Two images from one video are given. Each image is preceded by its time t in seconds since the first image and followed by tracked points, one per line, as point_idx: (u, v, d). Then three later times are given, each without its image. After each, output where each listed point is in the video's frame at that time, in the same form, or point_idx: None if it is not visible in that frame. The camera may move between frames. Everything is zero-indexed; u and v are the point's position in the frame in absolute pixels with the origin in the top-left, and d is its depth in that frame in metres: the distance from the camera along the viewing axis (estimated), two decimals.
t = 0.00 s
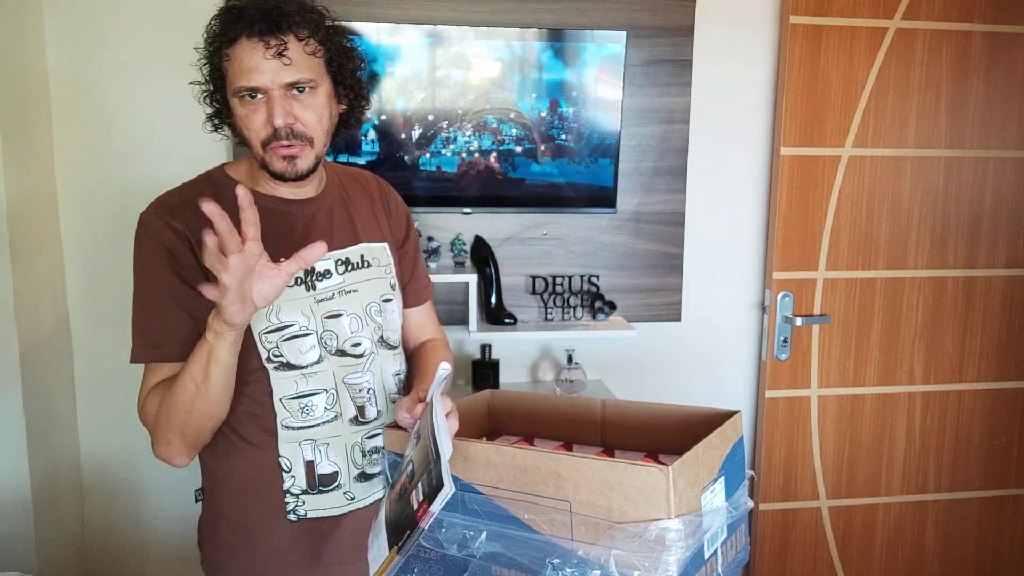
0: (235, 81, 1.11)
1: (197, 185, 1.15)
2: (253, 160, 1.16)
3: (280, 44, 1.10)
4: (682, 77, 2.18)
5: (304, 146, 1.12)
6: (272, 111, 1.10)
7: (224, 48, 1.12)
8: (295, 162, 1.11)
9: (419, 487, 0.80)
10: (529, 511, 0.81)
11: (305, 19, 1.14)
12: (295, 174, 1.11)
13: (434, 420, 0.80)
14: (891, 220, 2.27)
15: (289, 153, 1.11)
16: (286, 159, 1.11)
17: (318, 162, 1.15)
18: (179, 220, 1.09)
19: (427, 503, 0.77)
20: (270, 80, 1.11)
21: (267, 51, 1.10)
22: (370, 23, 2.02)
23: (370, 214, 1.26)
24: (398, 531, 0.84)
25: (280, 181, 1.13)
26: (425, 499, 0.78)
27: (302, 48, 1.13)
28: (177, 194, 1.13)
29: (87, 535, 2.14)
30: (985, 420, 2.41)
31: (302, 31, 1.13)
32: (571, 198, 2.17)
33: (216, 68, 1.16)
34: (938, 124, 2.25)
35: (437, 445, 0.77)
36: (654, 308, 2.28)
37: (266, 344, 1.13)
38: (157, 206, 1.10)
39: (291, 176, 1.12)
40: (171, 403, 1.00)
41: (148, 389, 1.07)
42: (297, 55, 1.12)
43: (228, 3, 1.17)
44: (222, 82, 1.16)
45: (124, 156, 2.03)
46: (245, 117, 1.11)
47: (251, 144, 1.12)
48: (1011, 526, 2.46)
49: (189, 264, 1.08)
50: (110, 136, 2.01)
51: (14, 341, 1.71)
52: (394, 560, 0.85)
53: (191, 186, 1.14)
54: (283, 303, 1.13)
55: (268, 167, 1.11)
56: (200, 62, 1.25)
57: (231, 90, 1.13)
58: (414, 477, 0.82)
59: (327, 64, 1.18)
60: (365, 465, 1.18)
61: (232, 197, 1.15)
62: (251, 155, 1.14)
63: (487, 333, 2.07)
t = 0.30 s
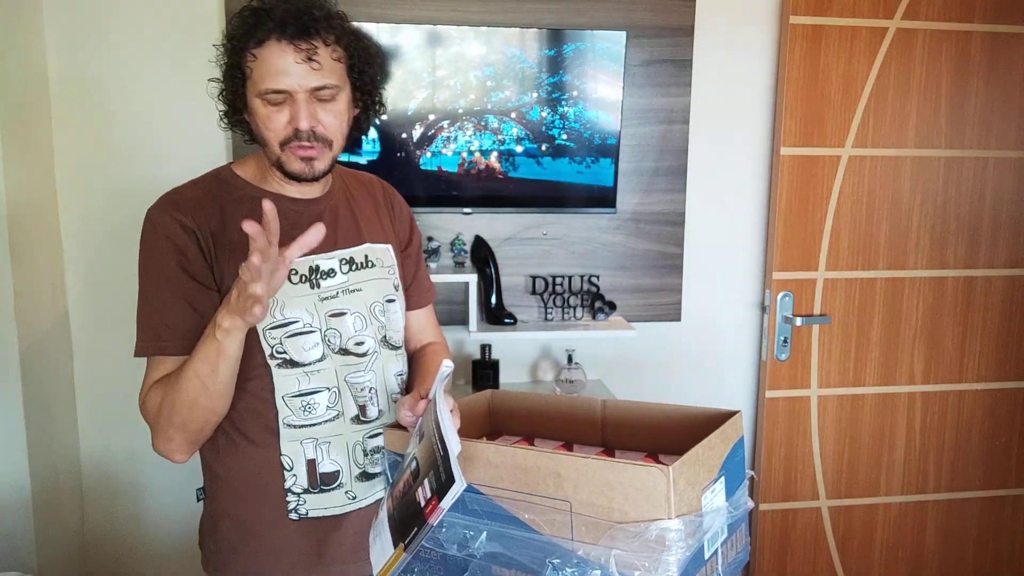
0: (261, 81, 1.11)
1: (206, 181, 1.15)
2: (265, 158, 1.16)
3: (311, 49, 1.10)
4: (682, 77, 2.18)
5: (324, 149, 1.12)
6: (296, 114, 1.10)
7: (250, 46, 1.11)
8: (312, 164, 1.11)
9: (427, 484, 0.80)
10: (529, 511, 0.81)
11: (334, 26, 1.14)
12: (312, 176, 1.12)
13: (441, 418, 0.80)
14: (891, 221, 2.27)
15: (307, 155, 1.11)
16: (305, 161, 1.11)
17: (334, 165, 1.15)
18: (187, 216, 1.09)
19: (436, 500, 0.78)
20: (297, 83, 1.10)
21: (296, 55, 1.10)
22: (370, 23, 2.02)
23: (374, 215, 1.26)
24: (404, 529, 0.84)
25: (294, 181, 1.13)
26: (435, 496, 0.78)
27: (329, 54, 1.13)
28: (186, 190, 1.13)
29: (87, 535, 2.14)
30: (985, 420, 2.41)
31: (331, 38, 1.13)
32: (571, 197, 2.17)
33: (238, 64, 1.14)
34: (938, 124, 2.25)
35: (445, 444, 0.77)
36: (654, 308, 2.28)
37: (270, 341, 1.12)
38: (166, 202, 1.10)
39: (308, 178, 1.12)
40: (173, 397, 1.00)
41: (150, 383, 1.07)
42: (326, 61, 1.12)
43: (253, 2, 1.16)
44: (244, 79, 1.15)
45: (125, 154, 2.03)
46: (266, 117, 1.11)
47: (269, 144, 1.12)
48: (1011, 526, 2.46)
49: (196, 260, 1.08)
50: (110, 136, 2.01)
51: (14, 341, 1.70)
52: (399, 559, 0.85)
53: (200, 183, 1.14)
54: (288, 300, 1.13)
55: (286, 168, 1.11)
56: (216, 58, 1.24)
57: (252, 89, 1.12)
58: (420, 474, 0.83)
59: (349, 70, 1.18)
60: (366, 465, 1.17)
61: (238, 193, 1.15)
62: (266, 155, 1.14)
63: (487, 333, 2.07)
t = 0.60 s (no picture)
0: (278, 86, 1.11)
1: (208, 182, 1.15)
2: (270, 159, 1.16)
3: (330, 56, 1.10)
4: (682, 77, 2.18)
5: (338, 155, 1.14)
6: (313, 121, 1.11)
7: (266, 48, 1.10)
8: (326, 171, 1.13)
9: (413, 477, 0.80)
10: (528, 511, 0.81)
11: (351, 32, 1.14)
12: (324, 183, 1.13)
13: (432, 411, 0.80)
14: (891, 221, 2.27)
15: (321, 163, 1.12)
16: (319, 169, 1.12)
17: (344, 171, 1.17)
18: (184, 217, 1.09)
19: (419, 492, 0.77)
20: (315, 90, 1.11)
21: (316, 61, 1.10)
22: (371, 23, 2.02)
23: (374, 218, 1.26)
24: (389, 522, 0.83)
25: (304, 186, 1.14)
26: (418, 488, 0.77)
27: (347, 61, 1.13)
28: (187, 189, 1.13)
29: (87, 535, 2.14)
30: (985, 420, 2.41)
31: (349, 45, 1.13)
32: (571, 197, 2.17)
33: (251, 66, 1.12)
34: (938, 124, 2.25)
35: (432, 434, 0.77)
36: (654, 308, 2.28)
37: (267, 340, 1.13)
38: (166, 201, 1.10)
39: (320, 184, 1.13)
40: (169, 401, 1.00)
41: (140, 386, 1.07)
42: (344, 68, 1.12)
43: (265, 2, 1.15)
44: (256, 81, 1.13)
45: (124, 154, 2.03)
46: (281, 122, 1.12)
47: (282, 148, 1.12)
48: (1011, 526, 2.46)
49: (189, 262, 1.08)
50: (110, 135, 2.01)
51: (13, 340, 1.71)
52: (383, 555, 0.83)
53: (202, 182, 1.14)
54: (286, 300, 1.13)
55: (298, 173, 1.12)
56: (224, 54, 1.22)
57: (267, 92, 1.12)
58: (409, 467, 0.83)
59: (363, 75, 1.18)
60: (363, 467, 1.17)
61: (238, 194, 1.14)
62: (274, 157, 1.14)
63: (487, 333, 2.06)
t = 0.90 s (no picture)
0: (262, 72, 1.12)
1: (205, 186, 1.14)
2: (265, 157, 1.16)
3: (312, 41, 1.12)
4: (682, 77, 2.18)
5: (319, 144, 1.13)
6: (294, 106, 1.11)
7: (253, 37, 1.13)
8: (308, 159, 1.12)
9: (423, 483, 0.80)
10: (528, 511, 0.81)
11: (337, 23, 1.16)
12: (306, 173, 1.12)
13: (436, 416, 0.80)
14: (891, 221, 2.27)
15: (303, 151, 1.12)
16: (300, 156, 1.11)
17: (330, 162, 1.16)
18: (182, 221, 1.08)
19: (431, 497, 0.77)
20: (297, 75, 1.12)
21: (298, 47, 1.11)
22: (371, 23, 2.02)
23: (372, 215, 1.27)
24: (399, 528, 0.83)
25: (290, 177, 1.14)
26: (429, 493, 0.78)
27: (332, 49, 1.15)
28: (184, 193, 1.12)
29: (87, 535, 2.14)
30: (985, 419, 2.41)
31: (333, 34, 1.15)
32: (571, 197, 2.17)
33: (241, 57, 1.16)
34: (938, 124, 2.25)
35: (440, 440, 0.77)
36: (654, 308, 2.28)
37: (265, 342, 1.13)
38: (163, 204, 1.10)
39: (303, 175, 1.12)
40: (175, 406, 1.01)
41: (145, 394, 1.08)
42: (327, 55, 1.13)
43: None
44: (246, 70, 1.16)
45: (124, 154, 2.03)
46: (264, 108, 1.13)
47: (266, 136, 1.13)
48: (1011, 526, 2.46)
49: (189, 265, 1.07)
50: (110, 135, 2.01)
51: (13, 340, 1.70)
52: (397, 559, 0.84)
53: (199, 186, 1.14)
54: (284, 301, 1.13)
55: (280, 162, 1.12)
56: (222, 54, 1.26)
57: (253, 80, 1.14)
58: (416, 473, 0.83)
59: (351, 67, 1.19)
60: (363, 467, 1.18)
61: (236, 196, 1.14)
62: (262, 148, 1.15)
63: (487, 333, 2.06)
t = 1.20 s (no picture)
0: (254, 67, 1.12)
1: (203, 181, 1.14)
2: (261, 156, 1.15)
3: (302, 34, 1.12)
4: (682, 77, 2.18)
5: (313, 137, 1.13)
6: (285, 99, 1.11)
7: (244, 34, 1.14)
8: (301, 153, 1.11)
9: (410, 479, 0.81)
10: (529, 511, 0.81)
11: (327, 17, 1.16)
12: (300, 166, 1.12)
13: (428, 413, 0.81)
14: (891, 221, 2.27)
15: (297, 144, 1.11)
16: (293, 150, 1.11)
17: (325, 157, 1.15)
18: (180, 214, 1.08)
19: (413, 492, 0.78)
20: (288, 68, 1.12)
21: (288, 40, 1.12)
22: (370, 23, 2.02)
23: (373, 211, 1.27)
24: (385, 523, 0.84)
25: (287, 173, 1.14)
26: (413, 488, 0.78)
27: (323, 42, 1.15)
28: (182, 188, 1.12)
29: (87, 535, 2.14)
30: (985, 419, 2.41)
31: (323, 27, 1.15)
32: (571, 197, 2.17)
33: (234, 55, 1.16)
34: (938, 124, 2.25)
35: (428, 436, 0.78)
36: (654, 308, 2.28)
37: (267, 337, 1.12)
38: (161, 199, 1.10)
39: (297, 169, 1.12)
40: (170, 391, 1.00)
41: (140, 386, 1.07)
42: (317, 48, 1.14)
43: None
44: (239, 68, 1.16)
45: (124, 154, 2.03)
46: (257, 103, 1.12)
47: (260, 132, 1.13)
48: (1011, 526, 2.46)
49: (188, 259, 1.08)
50: (110, 135, 2.01)
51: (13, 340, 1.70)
52: (383, 555, 0.83)
53: (198, 181, 1.14)
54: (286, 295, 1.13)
55: (275, 157, 1.11)
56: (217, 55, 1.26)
57: (246, 76, 1.14)
58: (407, 469, 0.83)
59: (343, 61, 1.19)
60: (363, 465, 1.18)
61: (235, 191, 1.14)
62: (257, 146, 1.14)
63: (487, 333, 2.06)
